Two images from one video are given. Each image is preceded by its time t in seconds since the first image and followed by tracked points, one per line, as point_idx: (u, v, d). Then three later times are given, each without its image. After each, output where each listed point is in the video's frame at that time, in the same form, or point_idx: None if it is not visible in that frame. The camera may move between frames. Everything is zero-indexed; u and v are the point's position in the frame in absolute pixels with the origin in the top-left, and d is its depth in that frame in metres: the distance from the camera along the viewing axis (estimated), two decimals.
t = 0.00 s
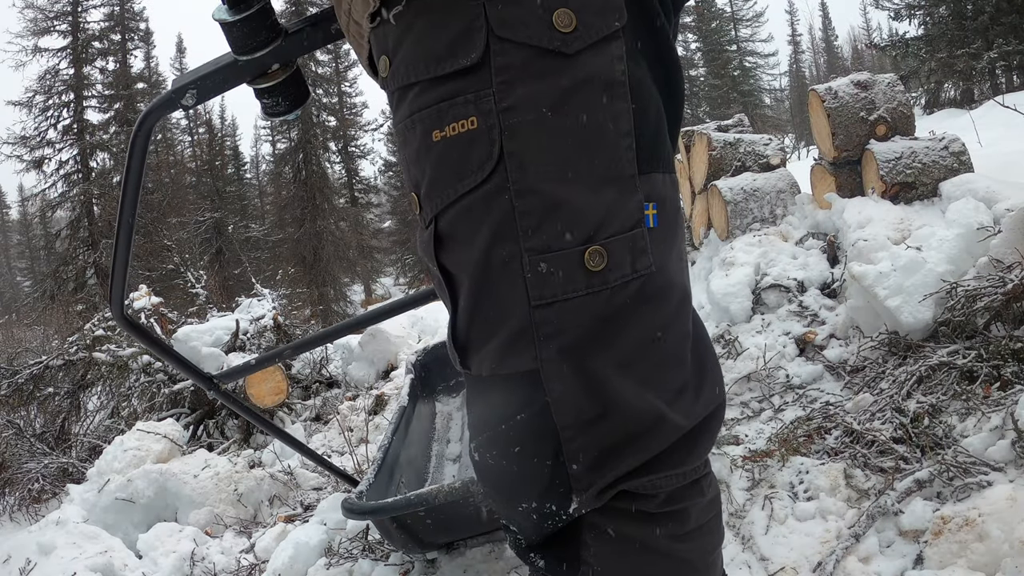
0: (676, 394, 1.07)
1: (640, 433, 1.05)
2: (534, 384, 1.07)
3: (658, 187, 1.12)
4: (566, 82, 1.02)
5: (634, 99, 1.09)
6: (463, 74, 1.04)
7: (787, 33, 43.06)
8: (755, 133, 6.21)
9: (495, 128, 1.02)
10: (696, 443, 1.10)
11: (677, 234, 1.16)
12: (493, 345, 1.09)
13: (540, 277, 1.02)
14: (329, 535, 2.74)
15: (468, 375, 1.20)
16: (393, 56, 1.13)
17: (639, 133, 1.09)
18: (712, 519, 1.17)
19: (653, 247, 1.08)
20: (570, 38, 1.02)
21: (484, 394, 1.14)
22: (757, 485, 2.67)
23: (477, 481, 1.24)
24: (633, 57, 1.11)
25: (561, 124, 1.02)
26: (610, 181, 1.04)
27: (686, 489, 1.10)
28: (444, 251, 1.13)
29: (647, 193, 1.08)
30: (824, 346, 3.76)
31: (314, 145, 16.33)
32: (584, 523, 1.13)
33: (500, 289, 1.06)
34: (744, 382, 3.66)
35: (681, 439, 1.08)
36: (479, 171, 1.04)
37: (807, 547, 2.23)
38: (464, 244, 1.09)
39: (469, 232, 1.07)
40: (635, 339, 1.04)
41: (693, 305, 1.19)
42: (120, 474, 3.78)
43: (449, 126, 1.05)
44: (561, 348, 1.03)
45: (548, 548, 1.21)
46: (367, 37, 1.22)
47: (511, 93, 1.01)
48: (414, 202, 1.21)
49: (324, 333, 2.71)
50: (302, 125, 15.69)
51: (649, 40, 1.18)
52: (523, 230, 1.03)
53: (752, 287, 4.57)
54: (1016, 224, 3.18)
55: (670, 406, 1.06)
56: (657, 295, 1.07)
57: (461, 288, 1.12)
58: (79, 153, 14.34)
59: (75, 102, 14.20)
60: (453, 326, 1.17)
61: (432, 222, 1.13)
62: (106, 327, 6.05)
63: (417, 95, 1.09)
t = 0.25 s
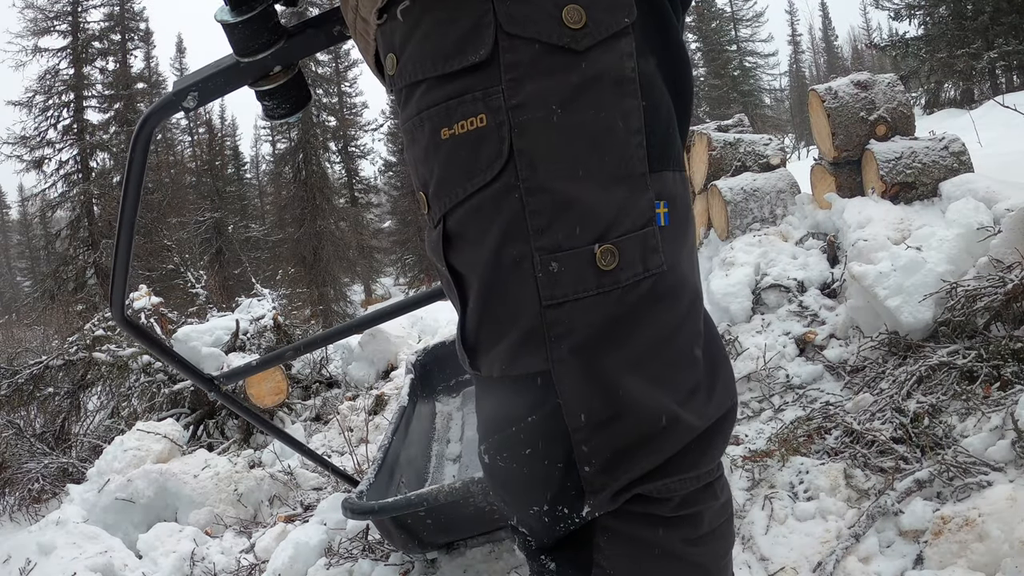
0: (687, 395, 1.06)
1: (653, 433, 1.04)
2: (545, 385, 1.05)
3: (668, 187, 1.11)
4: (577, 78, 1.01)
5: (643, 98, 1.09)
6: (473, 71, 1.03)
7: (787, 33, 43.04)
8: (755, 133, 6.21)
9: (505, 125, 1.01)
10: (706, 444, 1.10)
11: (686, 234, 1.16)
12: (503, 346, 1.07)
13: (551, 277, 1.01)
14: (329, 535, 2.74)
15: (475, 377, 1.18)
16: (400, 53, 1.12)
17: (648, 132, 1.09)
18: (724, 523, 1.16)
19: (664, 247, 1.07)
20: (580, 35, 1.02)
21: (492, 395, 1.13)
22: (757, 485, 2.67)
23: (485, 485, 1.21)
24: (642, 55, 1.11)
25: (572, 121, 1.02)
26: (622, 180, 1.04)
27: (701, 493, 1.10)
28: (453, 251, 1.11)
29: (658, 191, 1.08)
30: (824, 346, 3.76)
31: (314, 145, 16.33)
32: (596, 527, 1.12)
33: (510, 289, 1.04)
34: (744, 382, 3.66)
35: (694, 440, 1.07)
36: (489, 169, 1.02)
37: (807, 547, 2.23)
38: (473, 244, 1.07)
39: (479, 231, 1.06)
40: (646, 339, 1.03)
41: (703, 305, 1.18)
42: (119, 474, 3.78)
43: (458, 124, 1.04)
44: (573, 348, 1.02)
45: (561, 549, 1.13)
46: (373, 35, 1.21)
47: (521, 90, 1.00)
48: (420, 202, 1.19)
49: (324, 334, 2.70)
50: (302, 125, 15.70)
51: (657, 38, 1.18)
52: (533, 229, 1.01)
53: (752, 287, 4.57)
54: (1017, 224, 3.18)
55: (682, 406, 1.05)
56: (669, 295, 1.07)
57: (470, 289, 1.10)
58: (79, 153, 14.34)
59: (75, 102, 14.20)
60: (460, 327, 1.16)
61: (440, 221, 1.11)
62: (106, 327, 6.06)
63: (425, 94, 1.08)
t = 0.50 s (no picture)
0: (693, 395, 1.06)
1: (659, 433, 1.03)
2: (550, 387, 1.05)
3: (672, 186, 1.11)
4: (578, 78, 1.01)
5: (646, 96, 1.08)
6: (474, 72, 1.02)
7: (787, 33, 43.03)
8: (755, 133, 6.21)
9: (507, 126, 1.00)
10: (712, 444, 1.09)
11: (691, 233, 1.15)
12: (508, 347, 1.07)
13: (554, 277, 1.01)
14: (329, 535, 2.74)
15: (482, 379, 1.18)
16: (402, 56, 1.12)
17: (651, 131, 1.09)
18: (733, 525, 1.17)
19: (669, 246, 1.07)
20: (581, 34, 1.02)
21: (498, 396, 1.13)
22: (757, 485, 2.67)
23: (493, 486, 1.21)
24: (644, 54, 1.11)
25: (574, 120, 1.01)
26: (625, 179, 1.03)
27: (708, 495, 1.10)
28: (457, 253, 1.11)
29: (662, 191, 1.07)
30: (824, 346, 3.76)
31: (314, 145, 16.33)
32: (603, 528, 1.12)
33: (513, 290, 1.04)
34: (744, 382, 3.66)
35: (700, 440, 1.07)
36: (492, 170, 1.02)
37: (807, 547, 2.23)
38: (477, 246, 1.07)
39: (483, 232, 1.05)
40: (651, 339, 1.03)
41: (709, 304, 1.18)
42: (119, 474, 3.78)
43: (461, 125, 1.04)
44: (578, 349, 1.02)
45: (569, 551, 1.15)
46: (375, 38, 1.21)
47: (523, 91, 1.00)
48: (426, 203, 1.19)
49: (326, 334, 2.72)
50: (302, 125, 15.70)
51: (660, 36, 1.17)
52: (536, 230, 1.01)
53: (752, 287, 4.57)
54: (1016, 224, 3.18)
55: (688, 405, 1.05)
56: (674, 294, 1.06)
57: (475, 290, 1.10)
58: (79, 153, 14.34)
59: (75, 102, 14.20)
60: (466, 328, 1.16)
61: (444, 223, 1.11)
62: (106, 327, 6.05)
63: (428, 96, 1.08)
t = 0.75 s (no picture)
0: (687, 393, 1.07)
1: (654, 432, 1.04)
2: (545, 386, 1.05)
3: (664, 186, 1.11)
4: (572, 81, 1.01)
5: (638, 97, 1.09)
6: (468, 74, 1.02)
7: (787, 33, 43.02)
8: (755, 133, 6.21)
9: (501, 128, 1.01)
10: (705, 441, 1.11)
11: (683, 231, 1.16)
12: (504, 347, 1.07)
13: (549, 278, 1.01)
14: (329, 535, 2.74)
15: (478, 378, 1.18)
16: (396, 57, 1.12)
17: (644, 132, 1.09)
18: (727, 520, 1.17)
19: (662, 246, 1.08)
20: (575, 37, 1.02)
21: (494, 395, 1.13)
22: (757, 485, 2.67)
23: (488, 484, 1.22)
24: (637, 57, 1.11)
25: (568, 122, 1.01)
26: (618, 180, 1.04)
27: (703, 490, 1.11)
28: (452, 253, 1.11)
29: (654, 192, 1.08)
30: (824, 346, 3.76)
31: (314, 145, 16.33)
32: (599, 525, 1.12)
33: (508, 291, 1.04)
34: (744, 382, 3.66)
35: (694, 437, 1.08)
36: (486, 171, 1.02)
37: (806, 547, 2.23)
38: (472, 246, 1.07)
39: (477, 234, 1.06)
40: (646, 339, 1.04)
41: (702, 302, 1.18)
42: (120, 474, 3.78)
43: (455, 126, 1.04)
44: (573, 349, 1.02)
45: (565, 547, 1.15)
46: (366, 40, 1.21)
47: (518, 93, 1.00)
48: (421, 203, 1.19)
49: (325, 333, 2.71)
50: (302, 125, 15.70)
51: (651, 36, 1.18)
52: (531, 230, 1.01)
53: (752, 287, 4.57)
54: (1016, 224, 3.18)
55: (682, 404, 1.06)
56: (667, 293, 1.07)
57: (470, 289, 1.10)
58: (79, 153, 14.34)
59: (75, 102, 14.20)
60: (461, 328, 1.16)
61: (439, 223, 1.11)
62: (106, 327, 6.06)
63: (423, 97, 1.08)
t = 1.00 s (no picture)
0: (671, 394, 1.08)
1: (637, 432, 1.05)
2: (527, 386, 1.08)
3: (647, 188, 1.12)
4: (552, 84, 1.02)
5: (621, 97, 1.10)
6: (450, 78, 1.04)
7: (787, 33, 43.01)
8: (755, 133, 6.21)
9: (482, 131, 1.03)
10: (691, 441, 1.11)
11: (668, 231, 1.17)
12: (487, 348, 1.10)
13: (529, 280, 1.03)
14: (329, 535, 2.74)
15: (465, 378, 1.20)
16: (381, 60, 1.14)
17: (627, 134, 1.10)
18: (714, 518, 1.17)
19: (645, 248, 1.09)
20: (556, 41, 1.03)
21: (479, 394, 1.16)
22: (757, 485, 2.67)
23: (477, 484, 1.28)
24: (621, 58, 1.12)
25: (548, 125, 1.03)
26: (600, 183, 1.05)
27: (686, 490, 1.11)
28: (436, 256, 1.14)
29: (637, 195, 1.09)
30: (824, 346, 3.76)
31: (315, 145, 16.33)
32: (583, 524, 1.17)
33: (489, 292, 1.07)
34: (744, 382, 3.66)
35: (678, 438, 1.09)
36: (467, 175, 1.04)
37: (807, 547, 2.23)
38: (455, 249, 1.10)
39: (459, 236, 1.08)
40: (628, 340, 1.05)
41: (688, 302, 1.19)
42: (120, 474, 3.78)
43: (437, 130, 1.06)
44: (552, 350, 1.04)
45: (549, 547, 1.25)
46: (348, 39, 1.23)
47: (498, 96, 1.02)
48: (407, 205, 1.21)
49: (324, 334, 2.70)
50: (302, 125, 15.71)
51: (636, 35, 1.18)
52: (511, 234, 1.03)
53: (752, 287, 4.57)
54: (1016, 224, 3.18)
55: (666, 405, 1.07)
56: (651, 294, 1.08)
57: (454, 291, 1.13)
58: (79, 153, 14.34)
59: (74, 102, 14.20)
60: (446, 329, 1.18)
61: (423, 225, 1.14)
62: (106, 327, 6.06)
63: (407, 101, 1.10)
